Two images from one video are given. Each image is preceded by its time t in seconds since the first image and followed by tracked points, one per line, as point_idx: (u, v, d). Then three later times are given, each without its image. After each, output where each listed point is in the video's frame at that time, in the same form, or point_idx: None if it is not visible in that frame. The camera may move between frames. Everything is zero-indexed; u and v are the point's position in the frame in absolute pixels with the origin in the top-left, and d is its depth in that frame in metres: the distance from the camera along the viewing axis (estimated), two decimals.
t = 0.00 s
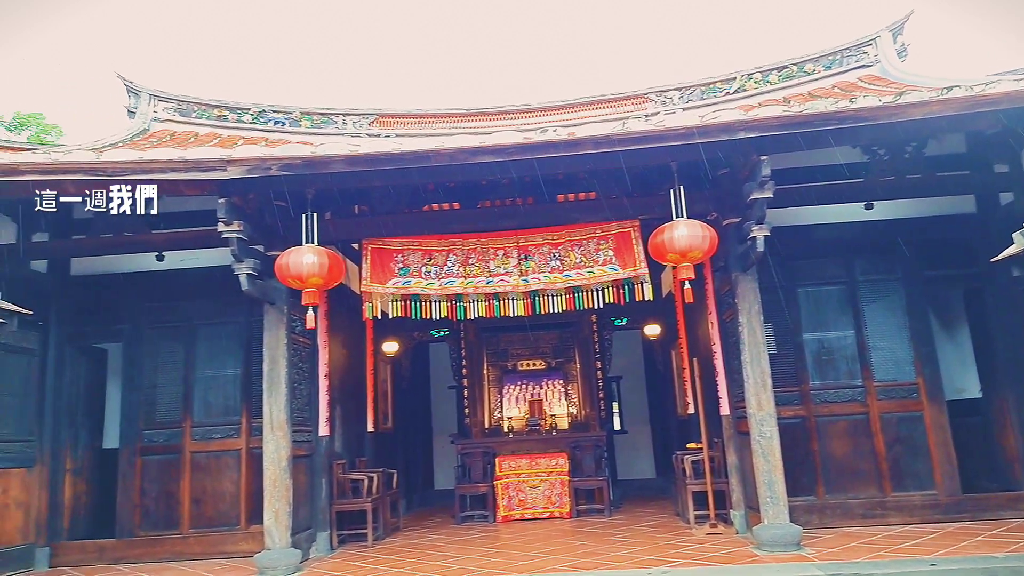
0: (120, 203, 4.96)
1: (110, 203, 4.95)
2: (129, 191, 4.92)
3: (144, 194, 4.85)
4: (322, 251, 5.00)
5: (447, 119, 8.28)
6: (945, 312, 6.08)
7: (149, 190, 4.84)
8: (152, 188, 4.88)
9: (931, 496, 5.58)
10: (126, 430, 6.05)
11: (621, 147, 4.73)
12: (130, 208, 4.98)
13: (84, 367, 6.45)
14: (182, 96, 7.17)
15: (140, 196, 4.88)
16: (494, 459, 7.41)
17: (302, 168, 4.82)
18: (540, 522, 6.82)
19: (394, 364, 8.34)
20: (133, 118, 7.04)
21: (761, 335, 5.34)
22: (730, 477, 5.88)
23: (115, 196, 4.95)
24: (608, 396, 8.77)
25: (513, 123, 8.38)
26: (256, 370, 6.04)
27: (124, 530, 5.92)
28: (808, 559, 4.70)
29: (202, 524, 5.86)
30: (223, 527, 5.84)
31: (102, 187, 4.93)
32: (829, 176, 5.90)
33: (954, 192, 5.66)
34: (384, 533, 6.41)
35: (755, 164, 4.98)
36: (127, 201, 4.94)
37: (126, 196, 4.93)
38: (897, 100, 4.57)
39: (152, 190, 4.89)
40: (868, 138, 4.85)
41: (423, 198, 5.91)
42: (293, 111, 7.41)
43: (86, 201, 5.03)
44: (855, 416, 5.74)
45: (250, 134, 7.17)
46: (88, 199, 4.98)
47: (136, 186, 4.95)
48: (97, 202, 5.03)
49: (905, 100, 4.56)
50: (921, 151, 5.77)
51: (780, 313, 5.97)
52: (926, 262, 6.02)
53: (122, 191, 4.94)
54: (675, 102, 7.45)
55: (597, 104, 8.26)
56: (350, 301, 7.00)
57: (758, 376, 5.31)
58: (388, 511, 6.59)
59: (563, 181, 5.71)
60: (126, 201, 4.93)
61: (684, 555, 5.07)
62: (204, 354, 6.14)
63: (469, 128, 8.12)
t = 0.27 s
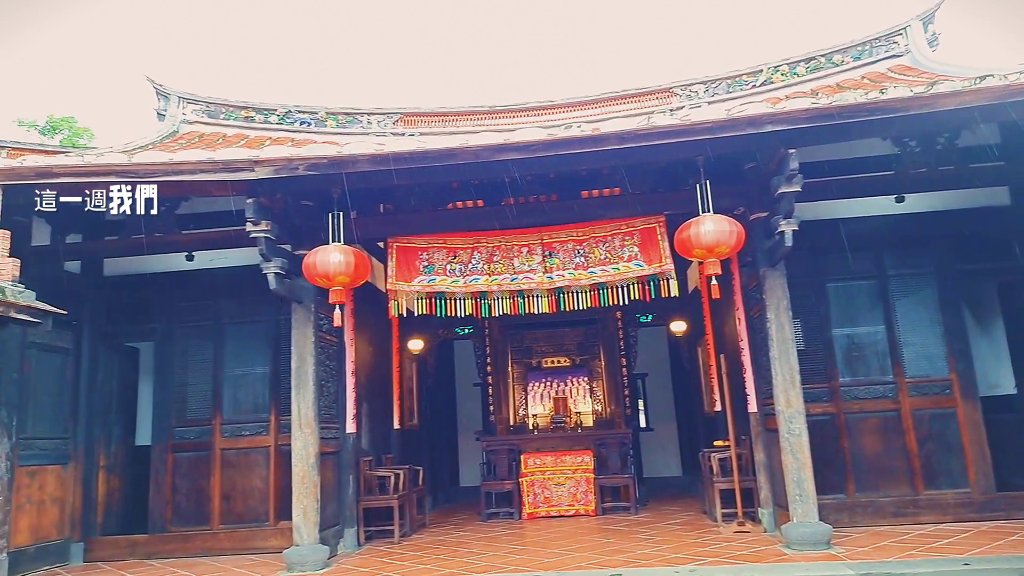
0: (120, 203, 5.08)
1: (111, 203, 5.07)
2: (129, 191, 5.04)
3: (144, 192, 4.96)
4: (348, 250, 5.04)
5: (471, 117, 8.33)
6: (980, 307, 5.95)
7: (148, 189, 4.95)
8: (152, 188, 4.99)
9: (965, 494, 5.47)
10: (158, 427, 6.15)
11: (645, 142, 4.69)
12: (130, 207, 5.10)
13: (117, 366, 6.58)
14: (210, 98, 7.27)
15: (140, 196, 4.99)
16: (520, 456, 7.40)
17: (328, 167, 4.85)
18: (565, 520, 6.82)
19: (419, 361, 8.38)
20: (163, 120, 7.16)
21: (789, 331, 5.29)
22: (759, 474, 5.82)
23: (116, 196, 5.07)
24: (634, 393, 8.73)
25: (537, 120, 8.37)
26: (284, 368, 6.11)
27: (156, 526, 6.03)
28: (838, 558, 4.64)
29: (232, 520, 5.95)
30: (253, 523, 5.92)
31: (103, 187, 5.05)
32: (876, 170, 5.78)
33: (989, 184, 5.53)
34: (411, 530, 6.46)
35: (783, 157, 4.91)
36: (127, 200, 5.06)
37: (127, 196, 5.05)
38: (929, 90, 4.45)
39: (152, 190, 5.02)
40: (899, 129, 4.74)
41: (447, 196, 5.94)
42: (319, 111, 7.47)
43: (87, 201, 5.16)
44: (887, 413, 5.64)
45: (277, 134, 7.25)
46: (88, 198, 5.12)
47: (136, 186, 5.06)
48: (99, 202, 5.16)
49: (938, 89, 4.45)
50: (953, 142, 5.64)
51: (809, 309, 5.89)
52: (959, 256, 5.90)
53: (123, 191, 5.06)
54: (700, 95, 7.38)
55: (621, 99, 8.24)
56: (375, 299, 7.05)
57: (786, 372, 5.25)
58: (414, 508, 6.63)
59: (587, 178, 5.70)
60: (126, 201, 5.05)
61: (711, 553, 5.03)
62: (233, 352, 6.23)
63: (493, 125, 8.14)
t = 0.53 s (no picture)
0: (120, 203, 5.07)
1: (111, 203, 5.06)
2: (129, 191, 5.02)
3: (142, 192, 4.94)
4: (363, 250, 5.06)
5: (486, 117, 8.38)
6: (1001, 306, 5.88)
7: (148, 189, 4.93)
8: (152, 188, 4.98)
9: (985, 495, 5.41)
10: (176, 427, 6.21)
11: (661, 141, 4.67)
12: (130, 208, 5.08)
13: (136, 366, 6.65)
14: (227, 99, 7.34)
15: (139, 195, 4.97)
16: (535, 456, 7.41)
17: (343, 168, 4.87)
18: (581, 520, 6.81)
19: (434, 361, 8.41)
20: (181, 122, 7.24)
21: (807, 331, 5.25)
22: (775, 475, 5.78)
23: (115, 196, 5.06)
24: (649, 392, 8.70)
25: (551, 119, 8.38)
26: (300, 368, 6.14)
27: (174, 524, 6.09)
28: (856, 560, 4.60)
29: (249, 519, 5.99)
30: (270, 521, 5.96)
31: (103, 187, 5.05)
32: (893, 167, 5.73)
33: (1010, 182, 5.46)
34: (427, 529, 6.47)
35: (800, 155, 4.86)
36: (127, 200, 5.04)
37: (126, 195, 5.03)
38: (949, 88, 4.41)
39: (152, 190, 5.00)
40: (918, 127, 4.68)
41: (461, 196, 5.95)
42: (334, 112, 7.51)
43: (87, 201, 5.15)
44: (906, 414, 5.59)
45: (293, 135, 7.30)
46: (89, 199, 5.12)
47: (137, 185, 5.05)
48: (98, 202, 5.15)
49: (957, 86, 4.40)
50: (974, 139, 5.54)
51: (826, 309, 5.85)
52: (979, 255, 5.83)
53: (122, 191, 5.05)
54: (716, 94, 7.35)
55: (635, 98, 8.25)
56: (390, 298, 7.08)
57: (803, 372, 5.21)
58: (429, 507, 6.65)
59: (601, 177, 5.69)
60: (126, 201, 5.03)
61: (728, 554, 5.01)
62: (250, 352, 6.27)
63: (507, 125, 8.18)
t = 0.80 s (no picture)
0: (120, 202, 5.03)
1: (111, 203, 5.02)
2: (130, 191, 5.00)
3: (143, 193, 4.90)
4: (380, 250, 5.08)
5: (500, 117, 8.42)
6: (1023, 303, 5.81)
7: (149, 189, 4.91)
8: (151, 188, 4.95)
9: (1008, 495, 5.34)
10: (196, 426, 6.27)
11: (677, 139, 4.65)
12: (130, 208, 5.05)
13: (157, 366, 6.73)
14: (244, 101, 7.39)
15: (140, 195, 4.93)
16: (551, 454, 7.42)
17: (359, 168, 4.89)
18: (597, 519, 6.81)
19: (450, 360, 8.44)
20: (199, 125, 7.32)
21: (825, 329, 5.21)
22: (794, 474, 5.74)
23: (115, 196, 5.02)
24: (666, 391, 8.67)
25: (567, 118, 8.36)
26: (318, 367, 6.18)
27: (195, 522, 6.15)
28: (877, 559, 4.56)
29: (268, 517, 6.04)
30: (288, 520, 6.01)
31: (103, 187, 5.01)
32: (912, 163, 5.68)
33: None
34: (444, 528, 6.50)
35: (818, 152, 4.82)
36: (128, 201, 5.01)
37: (126, 195, 5.00)
38: (970, 82, 4.30)
39: (153, 190, 4.98)
40: (938, 122, 4.63)
41: (476, 196, 5.96)
42: (349, 113, 7.53)
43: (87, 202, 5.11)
44: (926, 412, 5.53)
45: (309, 137, 7.34)
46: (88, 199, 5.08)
47: (136, 185, 5.02)
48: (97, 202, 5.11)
49: (979, 81, 4.29)
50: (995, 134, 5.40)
51: (845, 307, 5.80)
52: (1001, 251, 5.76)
53: (121, 191, 5.01)
54: (732, 91, 7.32)
55: (650, 97, 8.23)
56: (406, 298, 7.11)
57: (822, 371, 5.17)
58: (446, 506, 6.67)
59: (617, 175, 5.68)
60: (126, 201, 5.00)
61: (746, 554, 4.98)
62: (268, 351, 6.32)
63: (522, 125, 8.21)
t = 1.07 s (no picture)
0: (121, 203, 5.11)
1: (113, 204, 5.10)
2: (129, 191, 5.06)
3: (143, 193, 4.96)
4: (394, 250, 5.10)
5: (513, 115, 8.43)
6: None
7: (148, 190, 4.96)
8: (152, 188, 5.00)
9: None
10: (213, 425, 6.32)
11: (691, 137, 4.63)
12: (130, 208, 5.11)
13: (174, 366, 6.79)
14: (259, 103, 7.47)
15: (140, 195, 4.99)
16: (565, 454, 7.40)
17: (374, 169, 4.91)
18: (612, 519, 6.80)
19: (464, 360, 8.45)
20: (215, 126, 7.39)
21: (842, 328, 5.18)
22: (810, 474, 5.70)
23: (116, 197, 5.09)
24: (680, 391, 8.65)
25: (580, 117, 8.36)
26: (333, 366, 6.21)
27: (212, 521, 6.20)
28: (896, 560, 4.52)
29: (284, 516, 6.08)
30: (304, 518, 6.04)
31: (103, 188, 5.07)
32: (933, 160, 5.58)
33: None
34: (459, 527, 6.52)
35: (834, 149, 4.79)
36: (127, 201, 5.08)
37: (126, 196, 5.07)
38: (988, 78, 4.25)
39: (152, 190, 5.04)
40: (956, 118, 4.58)
41: (489, 195, 5.97)
42: (363, 114, 7.55)
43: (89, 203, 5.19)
44: (944, 412, 5.48)
45: (324, 137, 7.39)
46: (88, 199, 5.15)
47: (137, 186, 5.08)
48: (98, 203, 5.19)
49: (998, 76, 4.24)
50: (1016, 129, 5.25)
51: (862, 305, 5.75)
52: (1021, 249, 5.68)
53: (121, 191, 5.08)
54: (747, 88, 7.29)
55: (664, 95, 8.20)
56: (420, 298, 7.14)
57: (839, 370, 5.13)
58: (461, 505, 6.68)
59: (631, 174, 5.66)
60: (126, 201, 5.06)
61: (762, 554, 4.95)
62: (283, 351, 6.36)
63: (536, 123, 8.22)
